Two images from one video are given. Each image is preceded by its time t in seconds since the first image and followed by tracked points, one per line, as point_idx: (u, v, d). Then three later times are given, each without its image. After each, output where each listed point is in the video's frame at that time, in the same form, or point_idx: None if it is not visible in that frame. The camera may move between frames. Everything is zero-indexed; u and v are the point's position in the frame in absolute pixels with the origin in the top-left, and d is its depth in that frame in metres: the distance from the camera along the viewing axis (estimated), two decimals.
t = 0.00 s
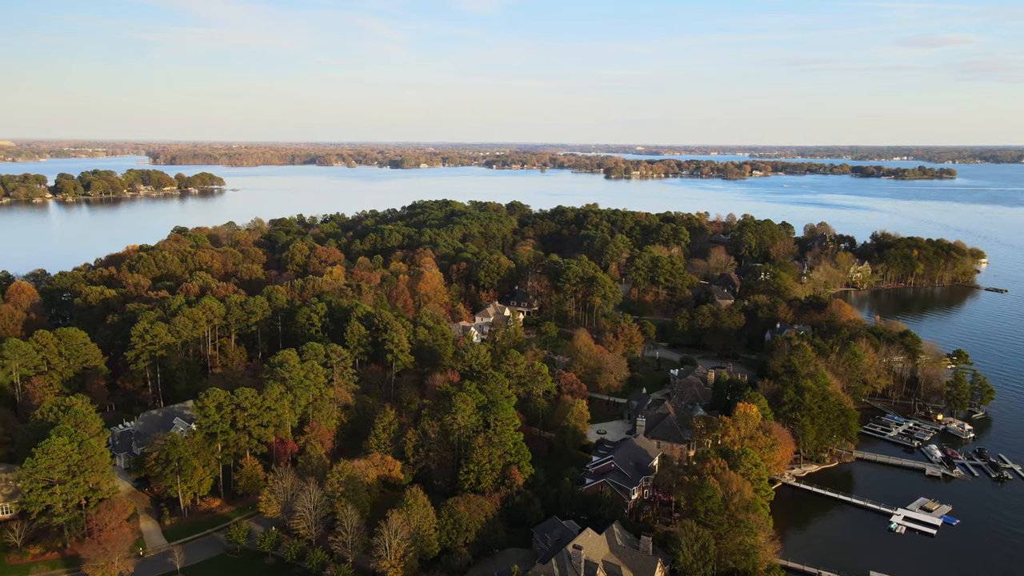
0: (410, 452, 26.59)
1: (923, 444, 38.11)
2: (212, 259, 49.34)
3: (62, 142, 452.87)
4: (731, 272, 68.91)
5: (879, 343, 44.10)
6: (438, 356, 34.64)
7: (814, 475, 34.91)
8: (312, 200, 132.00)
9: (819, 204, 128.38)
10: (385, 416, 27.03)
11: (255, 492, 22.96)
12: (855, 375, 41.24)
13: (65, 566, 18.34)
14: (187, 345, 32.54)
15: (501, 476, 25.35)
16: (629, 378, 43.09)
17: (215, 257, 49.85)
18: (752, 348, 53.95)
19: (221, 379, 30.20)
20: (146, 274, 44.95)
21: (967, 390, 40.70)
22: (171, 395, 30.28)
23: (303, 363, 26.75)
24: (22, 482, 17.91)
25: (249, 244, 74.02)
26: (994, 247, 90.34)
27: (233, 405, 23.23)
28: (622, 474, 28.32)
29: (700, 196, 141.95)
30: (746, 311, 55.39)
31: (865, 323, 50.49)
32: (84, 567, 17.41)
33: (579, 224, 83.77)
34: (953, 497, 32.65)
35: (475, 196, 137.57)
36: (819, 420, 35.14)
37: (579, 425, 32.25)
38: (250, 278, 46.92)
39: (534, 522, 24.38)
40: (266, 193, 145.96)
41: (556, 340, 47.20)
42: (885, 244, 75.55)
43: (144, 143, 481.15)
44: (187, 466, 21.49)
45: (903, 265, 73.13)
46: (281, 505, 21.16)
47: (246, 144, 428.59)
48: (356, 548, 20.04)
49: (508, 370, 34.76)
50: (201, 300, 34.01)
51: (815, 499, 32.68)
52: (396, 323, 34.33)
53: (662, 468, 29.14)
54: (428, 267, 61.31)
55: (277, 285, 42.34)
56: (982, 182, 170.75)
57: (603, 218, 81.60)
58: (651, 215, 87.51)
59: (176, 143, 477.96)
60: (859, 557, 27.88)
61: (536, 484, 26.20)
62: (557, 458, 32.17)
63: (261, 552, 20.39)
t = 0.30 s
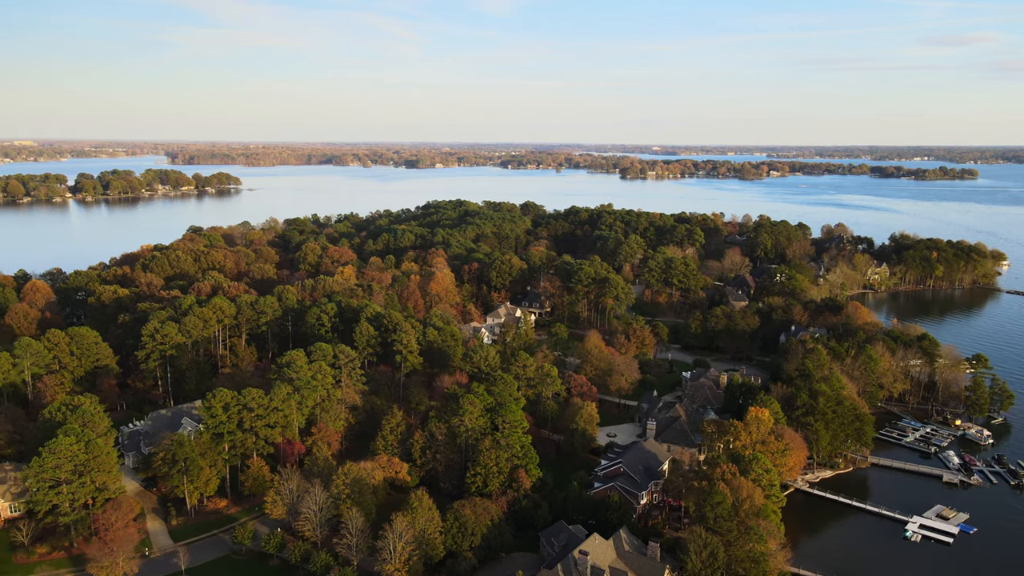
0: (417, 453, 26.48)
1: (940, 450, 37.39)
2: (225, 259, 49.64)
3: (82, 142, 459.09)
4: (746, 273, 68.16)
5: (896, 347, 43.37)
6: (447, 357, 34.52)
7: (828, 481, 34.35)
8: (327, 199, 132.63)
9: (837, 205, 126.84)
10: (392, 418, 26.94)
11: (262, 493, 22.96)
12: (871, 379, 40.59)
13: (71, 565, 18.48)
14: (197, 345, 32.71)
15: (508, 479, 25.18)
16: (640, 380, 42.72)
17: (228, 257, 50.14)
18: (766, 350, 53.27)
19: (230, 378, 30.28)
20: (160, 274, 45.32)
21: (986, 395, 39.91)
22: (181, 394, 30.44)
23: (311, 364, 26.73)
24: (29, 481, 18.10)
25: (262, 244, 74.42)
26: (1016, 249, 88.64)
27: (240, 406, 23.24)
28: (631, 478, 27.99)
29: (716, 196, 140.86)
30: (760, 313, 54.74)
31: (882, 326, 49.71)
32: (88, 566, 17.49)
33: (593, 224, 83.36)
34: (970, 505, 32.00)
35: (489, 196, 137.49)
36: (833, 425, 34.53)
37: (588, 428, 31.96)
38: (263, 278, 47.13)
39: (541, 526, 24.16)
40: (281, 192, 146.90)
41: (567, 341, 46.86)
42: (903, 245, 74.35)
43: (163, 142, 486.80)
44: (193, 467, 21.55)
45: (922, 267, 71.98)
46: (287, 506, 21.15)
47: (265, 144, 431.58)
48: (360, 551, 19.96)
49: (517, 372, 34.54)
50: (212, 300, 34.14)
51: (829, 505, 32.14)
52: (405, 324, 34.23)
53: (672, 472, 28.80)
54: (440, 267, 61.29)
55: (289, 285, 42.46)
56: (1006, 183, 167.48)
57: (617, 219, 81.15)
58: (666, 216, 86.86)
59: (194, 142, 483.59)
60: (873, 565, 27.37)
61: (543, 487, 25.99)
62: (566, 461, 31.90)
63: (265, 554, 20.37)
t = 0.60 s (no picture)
0: (424, 456, 26.34)
1: (958, 456, 36.66)
2: (238, 258, 49.90)
3: (103, 142, 465.55)
4: (761, 275, 67.39)
5: (914, 351, 42.61)
6: (456, 359, 34.37)
7: (842, 487, 33.77)
8: (341, 199, 133.17)
9: (855, 206, 125.21)
10: (400, 420, 26.82)
11: (268, 494, 22.94)
12: (887, 383, 39.89)
13: (77, 565, 18.75)
14: (207, 344, 32.90)
15: (515, 483, 24.98)
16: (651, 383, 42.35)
17: (241, 256, 50.39)
18: (781, 353, 52.53)
19: (239, 378, 30.34)
20: (173, 273, 45.65)
21: (1006, 401, 39.07)
22: (190, 394, 30.61)
23: (319, 365, 26.70)
24: (37, 480, 18.45)
25: (276, 243, 74.85)
26: None
27: (247, 407, 23.26)
28: (640, 482, 27.67)
29: (732, 197, 139.71)
30: (774, 316, 54.04)
31: (899, 329, 48.92)
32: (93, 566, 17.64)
33: (607, 225, 82.89)
34: (988, 514, 31.34)
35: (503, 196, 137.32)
36: (848, 430, 33.92)
37: (597, 431, 31.66)
38: (274, 277, 47.31)
39: (547, 530, 23.94)
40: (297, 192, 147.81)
41: (578, 343, 46.52)
42: (923, 247, 73.12)
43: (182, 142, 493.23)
44: (199, 467, 21.64)
45: (941, 269, 70.76)
46: (292, 508, 21.09)
47: (282, 143, 435.06)
48: (365, 554, 19.83)
49: (526, 374, 34.30)
50: (222, 300, 34.31)
51: (843, 512, 31.59)
52: (415, 324, 34.11)
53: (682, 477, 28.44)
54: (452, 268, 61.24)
55: (300, 286, 42.57)
56: None
57: (631, 219, 80.63)
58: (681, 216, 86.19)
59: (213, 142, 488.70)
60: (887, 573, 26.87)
61: (550, 491, 25.78)
62: (575, 465, 31.62)
63: (269, 556, 20.34)
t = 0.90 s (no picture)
0: (431, 458, 26.26)
1: (976, 463, 35.91)
2: (251, 258, 50.19)
3: (122, 142, 471.00)
4: (777, 277, 66.57)
5: (932, 355, 41.84)
6: (466, 360, 34.25)
7: (857, 493, 33.17)
8: (356, 199, 133.72)
9: (875, 207, 123.49)
10: (407, 421, 26.73)
11: (275, 495, 22.96)
12: (904, 388, 39.17)
13: (84, 564, 18.95)
14: (218, 344, 33.08)
15: (522, 486, 24.80)
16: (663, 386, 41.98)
17: (254, 256, 50.67)
18: (795, 356, 51.83)
19: (248, 377, 30.42)
20: (186, 273, 46.01)
21: None
22: (200, 393, 30.77)
23: (326, 365, 26.66)
24: (44, 479, 18.68)
25: (290, 243, 75.21)
26: None
27: (254, 407, 23.29)
28: (649, 487, 27.38)
29: (749, 198, 138.48)
30: (789, 318, 53.36)
31: (918, 333, 48.08)
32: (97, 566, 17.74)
33: (621, 226, 82.43)
34: (1006, 522, 30.64)
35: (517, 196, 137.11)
36: (863, 436, 33.30)
37: (607, 434, 31.36)
38: (287, 277, 47.52)
39: (555, 535, 23.71)
40: (313, 191, 148.75)
41: (589, 344, 46.20)
42: (942, 249, 71.95)
43: (200, 142, 498.75)
44: (206, 468, 21.71)
45: (962, 272, 69.52)
46: (298, 510, 21.07)
47: (299, 143, 438.51)
48: (369, 557, 19.76)
49: (535, 376, 34.09)
50: (233, 300, 34.48)
51: (857, 519, 31.04)
52: (424, 325, 34.00)
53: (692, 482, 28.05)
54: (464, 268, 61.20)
55: (311, 285, 42.71)
56: None
57: (645, 220, 80.14)
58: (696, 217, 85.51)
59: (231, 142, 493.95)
60: None
61: (557, 495, 25.57)
62: (584, 468, 31.36)
63: (274, 557, 20.33)
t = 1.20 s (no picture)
0: (438, 460, 26.14)
1: (996, 470, 35.14)
2: (264, 258, 50.43)
3: (142, 142, 477.11)
4: (793, 279, 65.73)
5: (951, 359, 41.05)
6: (476, 362, 34.12)
7: (872, 500, 32.58)
8: (370, 199, 134.13)
9: (896, 208, 121.64)
10: (415, 423, 26.62)
11: (281, 497, 22.96)
12: (922, 393, 38.43)
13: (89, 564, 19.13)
14: (228, 344, 33.22)
15: (530, 490, 24.61)
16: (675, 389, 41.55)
17: (267, 256, 50.90)
18: (810, 359, 51.10)
19: (257, 377, 30.47)
20: (199, 272, 46.30)
21: None
22: (210, 393, 30.92)
23: (335, 366, 26.61)
24: (52, 478, 18.96)
25: (304, 243, 75.52)
26: None
27: (261, 408, 23.32)
28: (658, 492, 27.07)
29: (766, 198, 137.04)
30: (805, 321, 52.62)
31: (936, 337, 47.22)
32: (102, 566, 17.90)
33: (635, 226, 81.87)
34: None
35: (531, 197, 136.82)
36: (878, 442, 32.70)
37: (616, 437, 31.07)
38: (298, 277, 47.62)
39: (562, 540, 23.49)
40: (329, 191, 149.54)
41: (600, 346, 45.81)
42: (963, 251, 70.72)
43: (218, 143, 503.13)
44: (212, 469, 21.79)
45: (983, 274, 68.23)
46: (303, 512, 21.03)
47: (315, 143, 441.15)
48: (373, 561, 19.67)
49: (545, 378, 33.86)
50: (244, 300, 34.62)
51: (871, 526, 30.47)
52: (434, 326, 33.86)
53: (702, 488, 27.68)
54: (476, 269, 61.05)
55: (322, 286, 42.79)
56: None
57: (660, 220, 79.57)
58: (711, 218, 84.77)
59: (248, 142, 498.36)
60: None
61: (565, 499, 25.35)
62: (594, 471, 31.10)
63: (279, 559, 20.27)
